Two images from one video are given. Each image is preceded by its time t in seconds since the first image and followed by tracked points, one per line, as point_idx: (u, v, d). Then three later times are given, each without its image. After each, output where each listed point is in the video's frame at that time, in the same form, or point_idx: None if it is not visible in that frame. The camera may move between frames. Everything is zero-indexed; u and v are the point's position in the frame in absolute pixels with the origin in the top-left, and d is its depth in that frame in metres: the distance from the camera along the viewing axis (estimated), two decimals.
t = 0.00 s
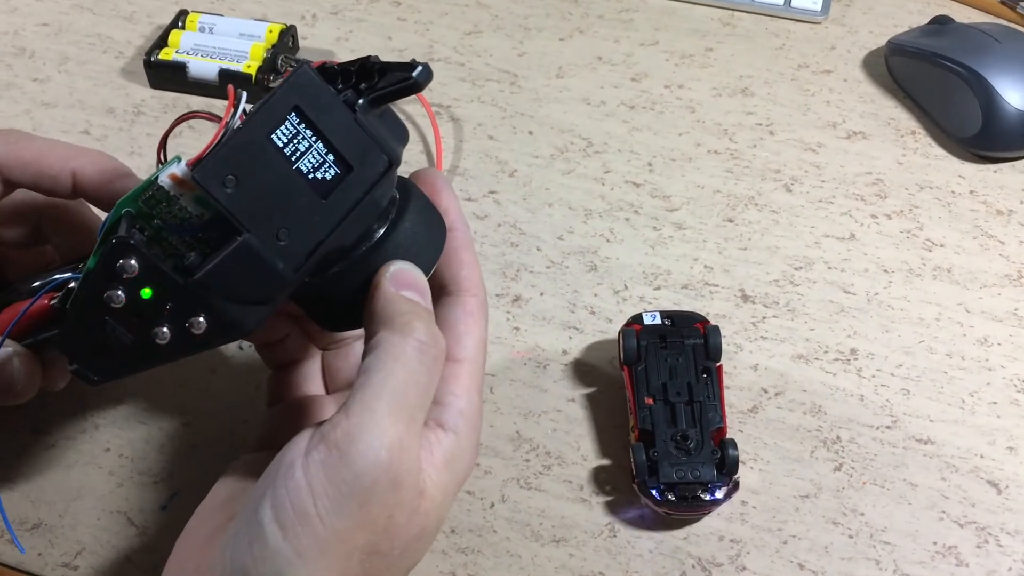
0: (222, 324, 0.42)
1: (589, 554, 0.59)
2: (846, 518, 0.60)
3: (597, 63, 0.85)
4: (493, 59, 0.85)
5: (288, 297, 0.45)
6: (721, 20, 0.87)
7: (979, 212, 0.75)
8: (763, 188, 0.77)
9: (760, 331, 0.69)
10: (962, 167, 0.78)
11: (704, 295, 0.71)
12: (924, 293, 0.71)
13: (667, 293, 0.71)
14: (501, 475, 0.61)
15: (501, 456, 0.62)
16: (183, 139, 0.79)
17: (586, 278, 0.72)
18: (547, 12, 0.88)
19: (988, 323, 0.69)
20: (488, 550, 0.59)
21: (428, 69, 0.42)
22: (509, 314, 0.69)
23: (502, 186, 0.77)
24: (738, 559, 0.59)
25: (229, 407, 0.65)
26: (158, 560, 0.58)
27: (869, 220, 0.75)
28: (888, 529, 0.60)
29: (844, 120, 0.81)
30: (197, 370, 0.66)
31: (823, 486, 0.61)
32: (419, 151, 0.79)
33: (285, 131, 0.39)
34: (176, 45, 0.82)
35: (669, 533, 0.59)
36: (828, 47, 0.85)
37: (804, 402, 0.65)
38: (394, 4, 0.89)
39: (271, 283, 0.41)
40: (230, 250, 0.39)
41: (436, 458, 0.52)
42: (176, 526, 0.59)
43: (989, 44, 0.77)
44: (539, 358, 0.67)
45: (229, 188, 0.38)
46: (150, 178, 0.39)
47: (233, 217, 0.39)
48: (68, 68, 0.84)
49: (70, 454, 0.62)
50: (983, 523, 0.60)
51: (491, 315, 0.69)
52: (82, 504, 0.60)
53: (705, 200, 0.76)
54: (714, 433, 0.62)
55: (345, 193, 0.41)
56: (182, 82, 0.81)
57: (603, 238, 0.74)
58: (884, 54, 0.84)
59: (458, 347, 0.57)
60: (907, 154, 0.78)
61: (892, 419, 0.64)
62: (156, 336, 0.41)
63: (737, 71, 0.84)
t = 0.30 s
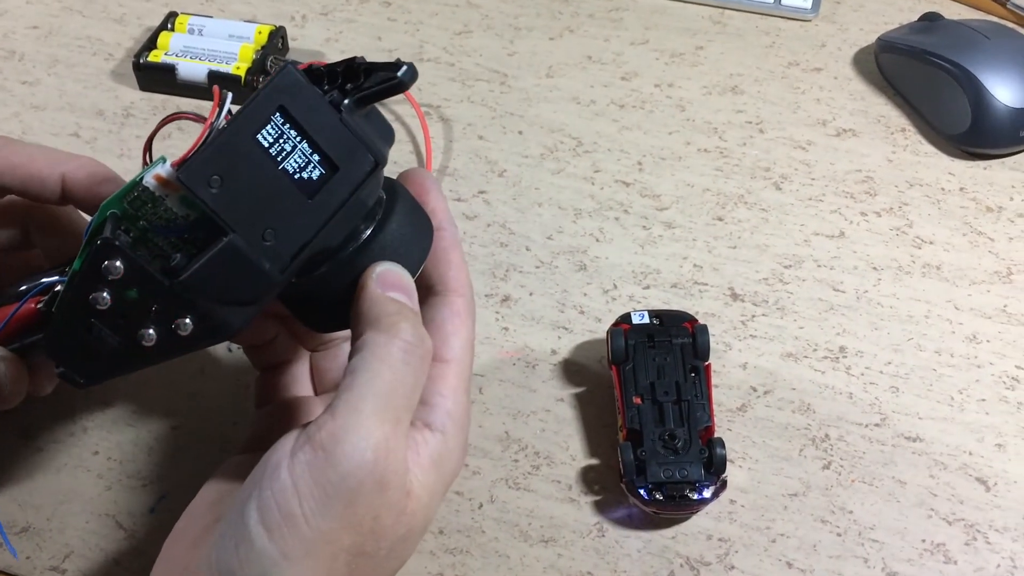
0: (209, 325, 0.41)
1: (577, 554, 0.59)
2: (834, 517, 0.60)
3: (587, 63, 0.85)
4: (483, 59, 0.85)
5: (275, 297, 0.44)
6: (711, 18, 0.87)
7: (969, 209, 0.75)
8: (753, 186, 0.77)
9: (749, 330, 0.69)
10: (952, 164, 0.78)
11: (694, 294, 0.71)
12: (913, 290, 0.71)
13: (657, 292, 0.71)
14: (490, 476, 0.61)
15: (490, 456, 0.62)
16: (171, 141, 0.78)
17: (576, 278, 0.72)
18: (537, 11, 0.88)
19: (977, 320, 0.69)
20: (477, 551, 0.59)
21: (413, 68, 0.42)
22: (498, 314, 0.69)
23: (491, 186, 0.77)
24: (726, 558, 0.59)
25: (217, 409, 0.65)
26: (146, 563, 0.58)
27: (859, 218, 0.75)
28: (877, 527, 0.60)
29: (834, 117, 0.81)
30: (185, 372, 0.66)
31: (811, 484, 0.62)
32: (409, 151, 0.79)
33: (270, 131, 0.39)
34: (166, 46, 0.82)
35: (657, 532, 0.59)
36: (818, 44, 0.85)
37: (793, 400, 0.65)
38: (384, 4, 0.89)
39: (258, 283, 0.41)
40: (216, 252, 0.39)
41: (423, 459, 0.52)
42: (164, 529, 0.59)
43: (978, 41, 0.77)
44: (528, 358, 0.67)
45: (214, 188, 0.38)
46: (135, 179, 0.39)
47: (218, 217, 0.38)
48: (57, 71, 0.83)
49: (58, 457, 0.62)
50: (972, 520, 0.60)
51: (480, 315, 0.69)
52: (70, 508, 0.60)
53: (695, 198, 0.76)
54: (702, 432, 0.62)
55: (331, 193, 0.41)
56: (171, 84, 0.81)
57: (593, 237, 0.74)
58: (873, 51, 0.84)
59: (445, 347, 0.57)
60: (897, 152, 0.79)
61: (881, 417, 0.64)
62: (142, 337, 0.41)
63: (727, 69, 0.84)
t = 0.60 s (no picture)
0: (197, 328, 0.42)
1: (570, 550, 0.59)
2: (827, 512, 0.61)
3: (582, 62, 0.85)
4: (479, 59, 0.85)
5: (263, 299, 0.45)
6: (707, 17, 0.88)
7: (963, 205, 0.75)
8: (747, 184, 0.77)
9: (743, 327, 0.69)
10: (946, 160, 0.78)
11: (688, 291, 0.71)
12: (907, 287, 0.71)
13: (651, 289, 0.71)
14: (483, 473, 0.62)
15: (483, 453, 0.63)
16: (168, 142, 0.79)
17: (570, 276, 0.72)
18: (533, 11, 0.89)
19: (971, 316, 0.69)
20: (470, 547, 0.59)
21: (396, 69, 0.42)
22: (492, 312, 0.70)
23: (486, 185, 0.77)
24: (719, 554, 0.59)
25: (212, 408, 0.65)
26: (141, 561, 0.58)
27: (853, 215, 0.75)
28: (869, 523, 0.60)
29: (829, 115, 0.81)
30: (180, 372, 0.67)
31: (804, 480, 0.62)
32: (404, 151, 0.79)
33: (254, 134, 0.39)
34: (163, 49, 0.82)
35: (650, 528, 0.60)
36: (813, 42, 0.86)
37: (786, 397, 0.65)
38: (380, 5, 0.89)
39: (246, 285, 0.41)
40: (203, 255, 0.39)
41: (412, 455, 0.52)
42: (159, 527, 0.60)
43: (972, 38, 0.77)
44: (522, 356, 0.67)
45: (199, 193, 0.38)
46: (121, 184, 0.40)
47: (204, 221, 0.39)
48: (56, 73, 0.84)
49: (54, 456, 0.62)
50: (965, 515, 0.60)
51: (474, 313, 0.70)
52: (65, 506, 0.60)
53: (690, 196, 0.76)
54: (694, 428, 0.62)
55: (315, 194, 0.41)
56: (168, 86, 0.81)
57: (587, 236, 0.74)
58: (868, 49, 0.84)
59: (434, 345, 0.57)
60: (892, 149, 0.79)
61: (874, 413, 0.65)
62: (130, 342, 0.41)
63: (722, 68, 0.84)
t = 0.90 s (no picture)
0: (203, 338, 0.42)
1: (571, 551, 0.59)
2: (829, 514, 0.61)
3: (586, 63, 0.85)
4: (482, 60, 0.85)
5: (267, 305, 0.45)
6: (712, 18, 0.88)
7: (967, 206, 0.75)
8: (751, 184, 0.77)
9: (746, 328, 0.69)
10: (951, 161, 0.78)
11: (690, 292, 0.71)
12: (911, 288, 0.71)
13: (654, 290, 0.71)
14: (485, 474, 0.62)
15: (485, 454, 0.63)
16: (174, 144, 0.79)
17: (573, 277, 0.72)
18: (537, 12, 0.89)
19: (976, 317, 0.69)
20: (472, 548, 0.59)
21: (392, 73, 0.42)
22: (495, 313, 0.70)
23: (489, 186, 0.77)
24: (721, 555, 0.59)
25: (216, 408, 0.65)
26: (145, 561, 0.59)
27: (857, 216, 0.75)
28: (872, 524, 0.60)
29: (833, 115, 0.81)
30: (184, 372, 0.67)
31: (806, 481, 0.62)
32: (407, 152, 0.80)
33: (253, 143, 0.39)
34: (168, 50, 0.82)
35: (652, 529, 0.60)
36: (817, 43, 0.86)
37: (788, 398, 0.65)
38: (384, 6, 0.89)
39: (249, 293, 0.41)
40: (206, 264, 0.40)
41: (413, 456, 0.52)
42: (162, 527, 0.60)
43: (977, 38, 0.77)
44: (525, 356, 0.68)
45: (201, 204, 0.39)
46: (122, 197, 0.40)
47: (207, 233, 0.39)
48: (62, 75, 0.84)
49: (59, 457, 0.63)
50: (968, 517, 0.60)
51: (477, 313, 0.70)
52: (70, 506, 0.61)
53: (693, 197, 0.76)
54: (696, 429, 0.62)
55: (317, 200, 0.42)
56: (173, 87, 0.82)
57: (590, 236, 0.74)
58: (873, 49, 0.84)
59: (434, 345, 0.57)
60: (896, 150, 0.79)
61: (877, 414, 0.65)
62: (138, 353, 0.42)
63: (726, 68, 0.84)
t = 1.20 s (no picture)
0: (189, 330, 0.42)
1: (574, 551, 0.59)
2: (833, 514, 0.60)
3: (591, 62, 0.85)
4: (487, 59, 0.85)
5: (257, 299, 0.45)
6: (717, 16, 0.87)
7: (974, 206, 0.75)
8: (756, 184, 0.77)
9: (751, 327, 0.69)
10: (958, 160, 0.77)
11: (695, 292, 0.71)
12: (917, 288, 0.71)
13: (658, 290, 0.71)
14: (488, 473, 0.62)
15: (488, 453, 0.63)
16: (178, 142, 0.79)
17: (577, 276, 0.72)
18: (542, 11, 0.89)
19: (982, 317, 0.69)
20: (474, 547, 0.59)
21: (386, 67, 0.42)
22: (499, 312, 0.70)
23: (494, 185, 0.77)
24: (724, 556, 0.59)
25: (218, 407, 0.66)
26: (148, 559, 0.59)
27: (862, 215, 0.75)
28: (876, 525, 0.60)
29: (839, 114, 0.81)
30: (188, 371, 0.67)
31: (810, 482, 0.62)
32: (410, 151, 0.80)
33: (244, 134, 0.39)
34: (173, 49, 0.83)
35: (654, 529, 0.60)
36: (824, 41, 0.85)
37: (793, 398, 0.65)
38: (389, 5, 0.89)
39: (237, 285, 0.41)
40: (193, 255, 0.39)
41: (409, 453, 0.52)
42: (165, 525, 0.60)
43: (984, 37, 0.77)
44: (528, 356, 0.68)
45: (188, 193, 0.38)
46: (111, 186, 0.40)
47: (195, 222, 0.39)
48: (67, 74, 0.85)
49: (63, 454, 0.63)
50: (973, 518, 0.60)
51: (481, 313, 0.70)
52: (73, 504, 0.61)
53: (698, 196, 0.76)
54: (699, 429, 0.62)
55: (308, 193, 0.41)
56: (177, 86, 0.82)
57: (594, 236, 0.74)
58: (880, 48, 0.84)
59: (430, 342, 0.57)
60: (902, 149, 0.78)
61: (882, 414, 0.64)
62: (123, 342, 0.42)
63: (732, 67, 0.84)
